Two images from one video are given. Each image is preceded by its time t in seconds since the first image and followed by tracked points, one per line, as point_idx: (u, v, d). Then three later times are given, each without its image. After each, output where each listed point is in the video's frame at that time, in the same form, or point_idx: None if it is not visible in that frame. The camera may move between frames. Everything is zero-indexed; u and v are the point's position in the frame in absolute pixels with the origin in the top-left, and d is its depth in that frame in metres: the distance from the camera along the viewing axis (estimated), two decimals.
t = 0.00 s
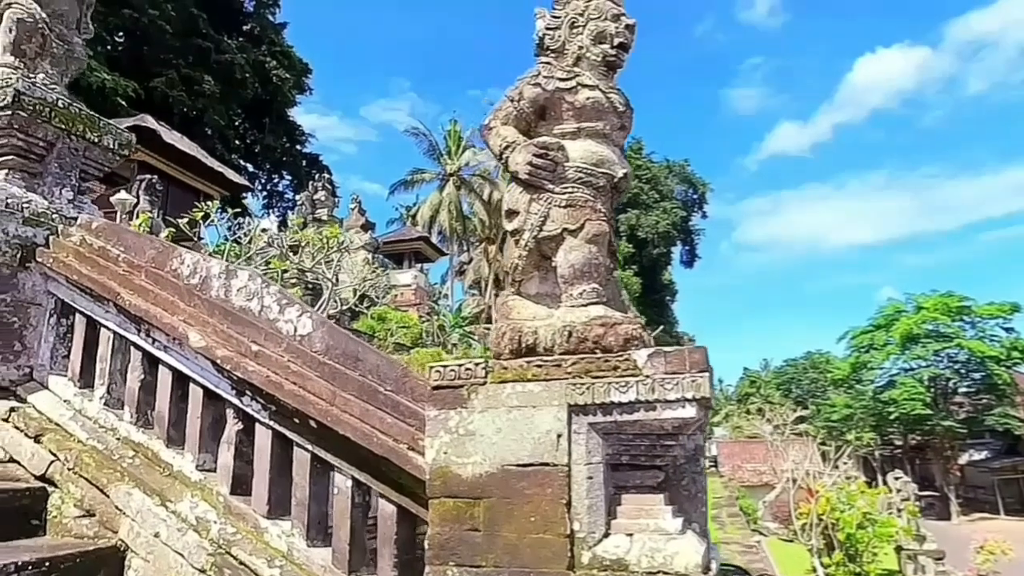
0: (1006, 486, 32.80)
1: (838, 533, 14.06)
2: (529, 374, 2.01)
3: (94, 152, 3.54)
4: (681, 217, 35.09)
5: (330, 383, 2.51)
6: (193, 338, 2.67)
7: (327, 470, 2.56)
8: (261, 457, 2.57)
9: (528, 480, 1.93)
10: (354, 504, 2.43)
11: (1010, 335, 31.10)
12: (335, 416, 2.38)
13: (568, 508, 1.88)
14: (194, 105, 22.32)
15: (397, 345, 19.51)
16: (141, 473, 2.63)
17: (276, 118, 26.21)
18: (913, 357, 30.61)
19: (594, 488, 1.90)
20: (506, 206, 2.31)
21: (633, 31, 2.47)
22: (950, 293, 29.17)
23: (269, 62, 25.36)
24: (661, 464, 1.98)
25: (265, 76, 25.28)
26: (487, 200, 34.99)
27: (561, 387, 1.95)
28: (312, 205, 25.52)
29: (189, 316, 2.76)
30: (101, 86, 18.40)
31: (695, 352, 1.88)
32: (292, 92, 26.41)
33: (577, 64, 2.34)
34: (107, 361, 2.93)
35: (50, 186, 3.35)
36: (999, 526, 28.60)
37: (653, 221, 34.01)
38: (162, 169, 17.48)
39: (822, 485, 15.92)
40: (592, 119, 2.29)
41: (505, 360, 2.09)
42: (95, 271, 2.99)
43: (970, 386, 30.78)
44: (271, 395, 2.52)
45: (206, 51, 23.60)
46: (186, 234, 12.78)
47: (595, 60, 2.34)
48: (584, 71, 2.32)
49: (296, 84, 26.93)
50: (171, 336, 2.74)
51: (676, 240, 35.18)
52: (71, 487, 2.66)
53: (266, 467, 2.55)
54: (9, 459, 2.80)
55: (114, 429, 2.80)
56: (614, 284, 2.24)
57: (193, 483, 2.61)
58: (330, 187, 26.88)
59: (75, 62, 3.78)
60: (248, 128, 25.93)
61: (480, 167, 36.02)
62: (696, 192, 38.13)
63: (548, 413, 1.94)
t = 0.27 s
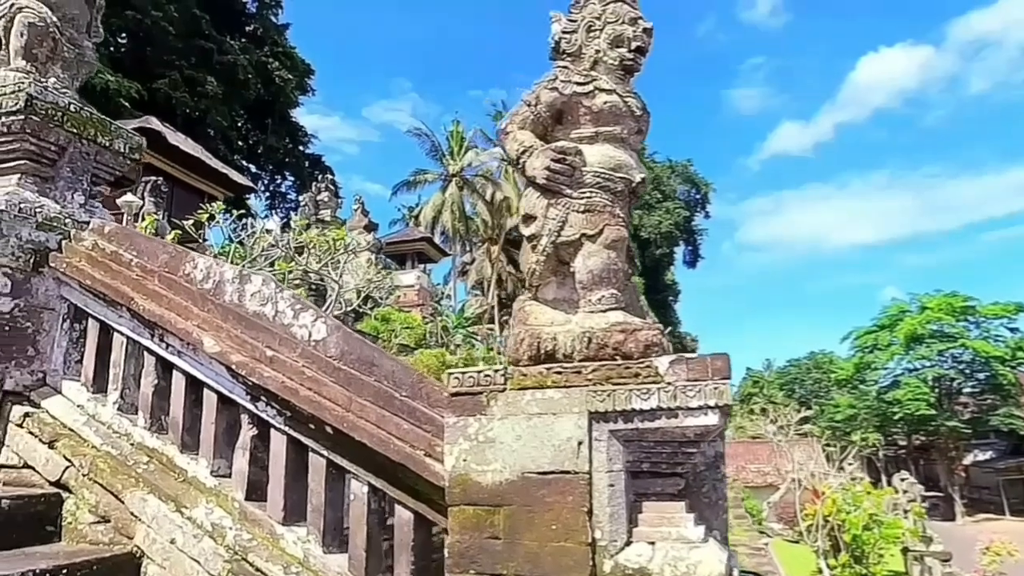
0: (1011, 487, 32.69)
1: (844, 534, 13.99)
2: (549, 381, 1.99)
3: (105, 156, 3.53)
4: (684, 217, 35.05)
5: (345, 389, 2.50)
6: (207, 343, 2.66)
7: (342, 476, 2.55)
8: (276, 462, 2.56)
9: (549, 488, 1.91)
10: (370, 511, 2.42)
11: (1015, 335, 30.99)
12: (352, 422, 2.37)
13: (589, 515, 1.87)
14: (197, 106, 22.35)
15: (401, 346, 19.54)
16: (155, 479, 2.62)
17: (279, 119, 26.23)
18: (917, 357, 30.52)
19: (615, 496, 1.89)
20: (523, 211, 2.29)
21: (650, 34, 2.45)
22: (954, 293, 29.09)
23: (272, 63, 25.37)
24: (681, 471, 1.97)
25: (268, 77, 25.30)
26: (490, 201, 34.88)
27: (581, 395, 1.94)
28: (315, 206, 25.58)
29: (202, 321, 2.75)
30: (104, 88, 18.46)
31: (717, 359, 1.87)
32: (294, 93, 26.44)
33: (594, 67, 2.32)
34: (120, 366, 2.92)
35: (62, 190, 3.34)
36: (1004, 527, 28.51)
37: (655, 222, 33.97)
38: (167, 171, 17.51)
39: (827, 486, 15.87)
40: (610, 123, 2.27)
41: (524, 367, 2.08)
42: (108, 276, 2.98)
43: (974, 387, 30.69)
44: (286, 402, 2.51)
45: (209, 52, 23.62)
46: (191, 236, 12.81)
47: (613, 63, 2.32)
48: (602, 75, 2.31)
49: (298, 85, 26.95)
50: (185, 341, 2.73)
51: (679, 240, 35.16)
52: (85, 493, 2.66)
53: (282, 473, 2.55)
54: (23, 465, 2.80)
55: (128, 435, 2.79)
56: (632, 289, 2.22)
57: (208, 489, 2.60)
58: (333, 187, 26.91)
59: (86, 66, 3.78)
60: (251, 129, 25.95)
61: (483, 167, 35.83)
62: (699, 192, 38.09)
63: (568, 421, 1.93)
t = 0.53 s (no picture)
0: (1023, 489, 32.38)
1: (856, 537, 13.85)
2: (581, 388, 1.97)
3: (125, 161, 3.54)
4: (690, 218, 34.97)
5: (371, 395, 2.48)
6: (231, 349, 2.65)
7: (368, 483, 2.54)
8: (301, 469, 2.55)
9: (582, 496, 1.89)
10: (397, 518, 2.39)
11: None
12: (378, 428, 2.35)
13: (624, 525, 1.85)
14: (204, 109, 22.44)
15: (409, 348, 19.57)
16: (180, 486, 2.61)
17: (286, 121, 26.32)
18: (927, 358, 30.36)
19: (650, 505, 1.86)
20: (551, 215, 2.27)
21: (678, 37, 2.43)
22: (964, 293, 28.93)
23: (279, 66, 25.47)
24: (717, 479, 1.94)
25: (275, 80, 25.38)
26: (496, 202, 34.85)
27: (615, 402, 1.91)
28: (322, 208, 25.67)
29: (225, 327, 2.74)
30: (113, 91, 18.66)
31: (755, 366, 1.84)
32: (301, 95, 26.51)
33: (622, 70, 2.31)
34: (143, 372, 2.91)
35: (83, 196, 3.35)
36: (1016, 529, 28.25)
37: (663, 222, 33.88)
38: (178, 175, 17.58)
39: (838, 489, 15.78)
40: (640, 127, 2.25)
41: (555, 373, 2.06)
42: (130, 282, 2.98)
43: (984, 388, 30.49)
44: (311, 408, 2.49)
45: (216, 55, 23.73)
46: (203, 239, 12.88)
47: (641, 66, 2.30)
48: (630, 78, 2.29)
49: (305, 88, 27.06)
50: (209, 347, 2.72)
51: (686, 241, 35.08)
52: (110, 499, 2.66)
53: (306, 480, 2.53)
54: (47, 470, 2.79)
55: (152, 441, 2.79)
56: (662, 294, 2.20)
57: (232, 496, 2.59)
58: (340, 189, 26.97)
59: (104, 71, 3.79)
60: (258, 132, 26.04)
61: (489, 168, 35.75)
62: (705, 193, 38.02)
63: (602, 428, 1.91)
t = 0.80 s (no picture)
0: None
1: (868, 541, 13.68)
2: (613, 401, 1.94)
3: (144, 170, 3.53)
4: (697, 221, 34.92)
5: (395, 406, 2.46)
6: (255, 359, 2.64)
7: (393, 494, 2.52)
8: (325, 480, 2.53)
9: (615, 510, 1.86)
10: (422, 529, 2.38)
11: None
12: (404, 439, 2.33)
13: (659, 538, 1.82)
14: (212, 114, 22.54)
15: (417, 351, 19.61)
16: (203, 497, 2.60)
17: (293, 126, 26.40)
18: (936, 360, 30.18)
19: (685, 519, 1.84)
20: (577, 224, 2.26)
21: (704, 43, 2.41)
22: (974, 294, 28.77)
23: (286, 71, 25.56)
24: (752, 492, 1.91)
25: (282, 84, 25.47)
26: (502, 205, 35.43)
27: (648, 414, 1.89)
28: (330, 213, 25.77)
29: (248, 337, 2.73)
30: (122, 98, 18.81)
31: (791, 378, 1.81)
32: (308, 100, 26.61)
33: (650, 78, 2.28)
34: (164, 382, 2.90)
35: (103, 206, 3.35)
36: None
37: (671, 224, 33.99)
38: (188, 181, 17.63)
39: (849, 493, 15.65)
40: (667, 134, 2.23)
41: (585, 384, 2.03)
42: (152, 291, 2.97)
43: (995, 390, 30.25)
44: (336, 419, 2.47)
45: (224, 60, 23.84)
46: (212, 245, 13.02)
47: (669, 73, 2.28)
48: (658, 85, 2.26)
49: (311, 92, 27.15)
50: (232, 357, 2.70)
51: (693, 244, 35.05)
52: (133, 510, 2.65)
53: (330, 491, 2.51)
54: (71, 481, 2.79)
55: (174, 451, 2.77)
56: (692, 303, 2.17)
57: (256, 506, 2.57)
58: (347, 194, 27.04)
59: (122, 80, 3.79)
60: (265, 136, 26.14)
61: (496, 172, 36.36)
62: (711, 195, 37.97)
63: (635, 440, 1.88)
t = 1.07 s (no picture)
0: None
1: (881, 547, 13.43)
2: (645, 419, 1.91)
3: (161, 181, 3.52)
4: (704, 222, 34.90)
5: (418, 421, 2.44)
6: (276, 374, 2.62)
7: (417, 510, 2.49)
8: (348, 497, 2.50)
9: (649, 531, 1.83)
10: (448, 546, 2.35)
11: None
12: (428, 456, 2.31)
13: (694, 560, 1.78)
14: (218, 120, 22.62)
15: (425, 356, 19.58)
16: (225, 513, 2.58)
17: (298, 130, 26.46)
18: (946, 362, 29.86)
19: (720, 540, 1.81)
20: (604, 237, 2.23)
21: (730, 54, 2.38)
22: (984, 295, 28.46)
23: (291, 75, 25.62)
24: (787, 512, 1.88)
25: (288, 89, 25.54)
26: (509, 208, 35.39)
27: (681, 433, 1.86)
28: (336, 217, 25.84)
29: (269, 351, 2.71)
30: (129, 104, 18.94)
31: (828, 397, 1.78)
32: (313, 104, 26.66)
33: (676, 89, 2.26)
34: (184, 396, 2.89)
35: (120, 218, 3.33)
36: None
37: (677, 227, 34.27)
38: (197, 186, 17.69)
39: (860, 497, 15.48)
40: (695, 147, 2.21)
41: (614, 401, 2.01)
42: (171, 305, 2.95)
43: (1005, 392, 29.96)
44: (359, 435, 2.45)
45: (230, 66, 23.94)
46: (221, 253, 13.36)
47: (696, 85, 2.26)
48: (684, 97, 2.24)
49: (317, 97, 27.22)
50: (252, 371, 2.69)
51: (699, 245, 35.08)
52: (155, 526, 2.64)
53: (353, 507, 2.49)
54: (91, 497, 2.78)
55: (194, 466, 2.75)
56: (722, 318, 2.14)
57: (278, 523, 2.55)
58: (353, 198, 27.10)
59: (138, 91, 3.78)
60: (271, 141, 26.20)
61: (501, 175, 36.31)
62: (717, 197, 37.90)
63: (668, 460, 1.85)
